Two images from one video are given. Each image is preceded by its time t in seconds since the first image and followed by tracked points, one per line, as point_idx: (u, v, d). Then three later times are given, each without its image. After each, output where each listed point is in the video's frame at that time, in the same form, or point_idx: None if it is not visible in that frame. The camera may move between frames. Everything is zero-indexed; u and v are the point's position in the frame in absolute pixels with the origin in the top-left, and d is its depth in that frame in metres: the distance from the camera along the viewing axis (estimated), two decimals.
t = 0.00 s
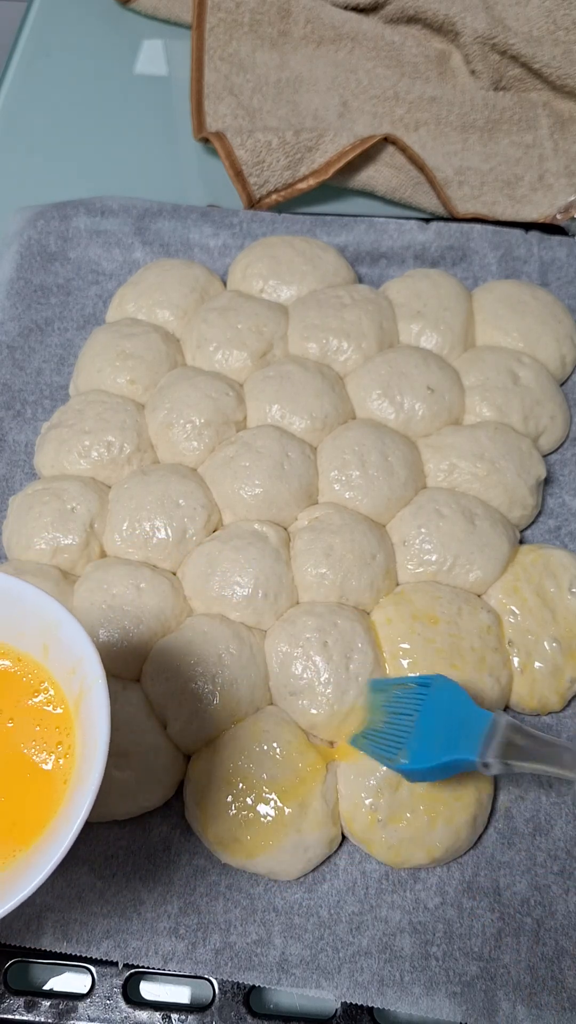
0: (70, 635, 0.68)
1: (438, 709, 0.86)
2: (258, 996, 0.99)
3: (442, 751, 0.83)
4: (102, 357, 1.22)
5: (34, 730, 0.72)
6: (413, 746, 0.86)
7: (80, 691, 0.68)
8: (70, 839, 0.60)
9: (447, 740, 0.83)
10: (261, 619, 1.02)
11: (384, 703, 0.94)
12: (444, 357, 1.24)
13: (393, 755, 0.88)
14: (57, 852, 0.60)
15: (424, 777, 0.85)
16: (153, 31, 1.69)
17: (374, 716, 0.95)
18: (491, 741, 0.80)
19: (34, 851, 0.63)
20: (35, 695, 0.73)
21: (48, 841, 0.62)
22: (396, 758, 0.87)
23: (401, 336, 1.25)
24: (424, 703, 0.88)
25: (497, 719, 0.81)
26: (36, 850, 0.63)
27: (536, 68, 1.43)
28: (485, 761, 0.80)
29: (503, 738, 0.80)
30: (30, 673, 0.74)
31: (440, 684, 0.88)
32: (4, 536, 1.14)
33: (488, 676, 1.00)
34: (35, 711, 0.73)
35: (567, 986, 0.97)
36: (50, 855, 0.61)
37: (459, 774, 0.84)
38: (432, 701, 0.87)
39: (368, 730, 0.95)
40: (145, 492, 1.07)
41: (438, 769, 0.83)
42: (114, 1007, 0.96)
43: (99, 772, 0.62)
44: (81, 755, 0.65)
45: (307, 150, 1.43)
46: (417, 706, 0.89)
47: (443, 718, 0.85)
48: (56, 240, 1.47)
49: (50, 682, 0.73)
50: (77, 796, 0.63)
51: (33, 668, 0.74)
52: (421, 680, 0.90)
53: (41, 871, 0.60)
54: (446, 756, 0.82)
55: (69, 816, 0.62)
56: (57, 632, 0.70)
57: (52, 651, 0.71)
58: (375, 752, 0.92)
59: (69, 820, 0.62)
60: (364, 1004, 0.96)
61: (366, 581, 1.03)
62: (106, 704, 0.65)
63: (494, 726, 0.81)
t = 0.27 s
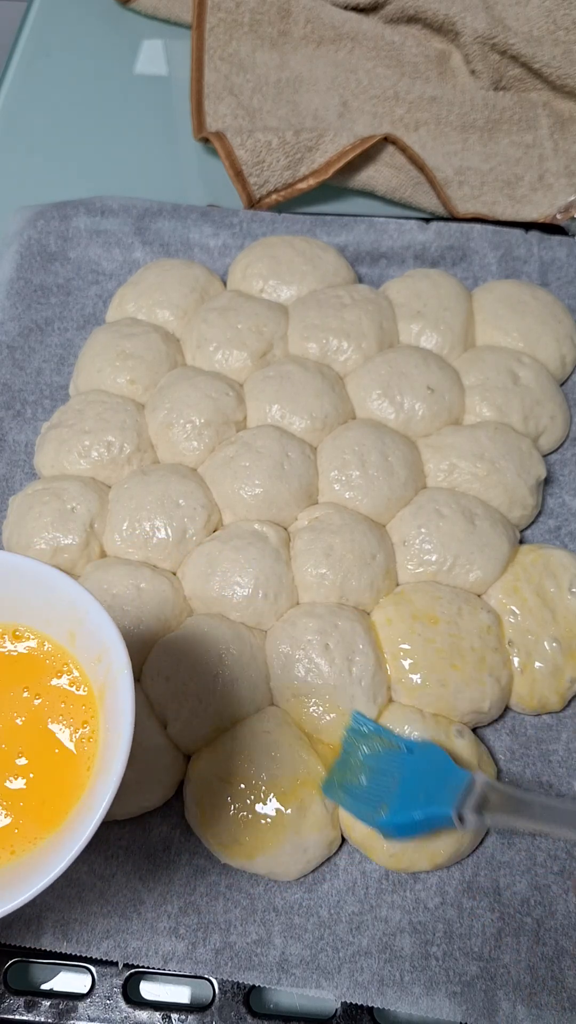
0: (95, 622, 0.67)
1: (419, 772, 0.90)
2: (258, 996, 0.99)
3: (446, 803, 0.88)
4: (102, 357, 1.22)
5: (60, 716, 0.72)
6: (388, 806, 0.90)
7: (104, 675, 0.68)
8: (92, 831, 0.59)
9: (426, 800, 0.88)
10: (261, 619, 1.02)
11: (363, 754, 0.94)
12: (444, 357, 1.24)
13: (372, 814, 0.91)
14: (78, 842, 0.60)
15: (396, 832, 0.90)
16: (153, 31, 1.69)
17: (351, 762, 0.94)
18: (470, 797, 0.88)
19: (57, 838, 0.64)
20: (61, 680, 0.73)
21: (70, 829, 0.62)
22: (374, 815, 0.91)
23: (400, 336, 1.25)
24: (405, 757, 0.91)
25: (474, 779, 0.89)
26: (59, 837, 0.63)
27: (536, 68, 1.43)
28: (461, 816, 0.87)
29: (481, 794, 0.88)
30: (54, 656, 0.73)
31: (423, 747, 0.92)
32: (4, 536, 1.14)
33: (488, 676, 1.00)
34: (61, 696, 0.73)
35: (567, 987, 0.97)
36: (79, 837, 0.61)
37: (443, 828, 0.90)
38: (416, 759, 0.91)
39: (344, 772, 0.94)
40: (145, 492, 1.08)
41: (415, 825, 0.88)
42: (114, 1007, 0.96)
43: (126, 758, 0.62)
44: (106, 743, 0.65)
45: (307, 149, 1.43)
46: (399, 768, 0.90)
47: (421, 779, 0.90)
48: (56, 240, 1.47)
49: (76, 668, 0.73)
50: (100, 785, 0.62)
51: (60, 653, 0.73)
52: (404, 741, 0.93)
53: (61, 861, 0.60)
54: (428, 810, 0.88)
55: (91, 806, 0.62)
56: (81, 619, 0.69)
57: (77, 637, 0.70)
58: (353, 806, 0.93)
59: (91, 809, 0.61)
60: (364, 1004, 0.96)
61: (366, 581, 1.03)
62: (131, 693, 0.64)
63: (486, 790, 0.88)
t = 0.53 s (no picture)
0: (99, 613, 0.67)
1: (428, 664, 0.82)
2: (258, 996, 0.99)
3: (433, 702, 0.80)
4: (102, 357, 1.22)
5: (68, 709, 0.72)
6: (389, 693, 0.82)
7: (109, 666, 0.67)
8: (94, 819, 0.59)
9: (427, 698, 0.80)
10: (261, 619, 1.02)
11: (366, 649, 0.91)
12: (444, 357, 1.24)
13: (370, 703, 0.82)
14: (80, 831, 0.59)
15: (400, 727, 0.81)
16: (153, 31, 1.69)
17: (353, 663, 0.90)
18: (473, 706, 0.78)
19: (61, 828, 0.63)
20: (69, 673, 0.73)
21: (74, 819, 0.62)
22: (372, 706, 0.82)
23: (400, 336, 1.25)
24: (410, 653, 0.84)
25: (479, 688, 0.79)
26: (64, 826, 0.63)
27: (536, 68, 1.43)
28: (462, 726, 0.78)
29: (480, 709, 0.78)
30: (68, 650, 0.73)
31: (430, 646, 0.83)
32: (4, 535, 1.14)
33: (488, 676, 1.00)
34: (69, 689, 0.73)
35: (567, 987, 0.97)
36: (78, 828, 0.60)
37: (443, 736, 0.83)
38: (422, 655, 0.83)
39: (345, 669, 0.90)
40: (145, 492, 1.07)
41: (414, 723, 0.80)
42: (114, 1007, 0.96)
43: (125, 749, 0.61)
44: (112, 734, 0.65)
45: (307, 149, 1.43)
46: (396, 664, 0.84)
47: (426, 671, 0.82)
48: (56, 240, 1.47)
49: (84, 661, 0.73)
50: (104, 775, 0.62)
51: (69, 646, 0.73)
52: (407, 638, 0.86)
53: (63, 850, 0.59)
54: (427, 712, 0.79)
55: (95, 795, 0.61)
56: (86, 611, 0.68)
57: (83, 629, 0.70)
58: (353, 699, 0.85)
59: (95, 798, 0.61)
60: (364, 1004, 0.96)
61: (366, 581, 1.03)
62: (135, 684, 0.64)
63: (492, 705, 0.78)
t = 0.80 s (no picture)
0: (119, 616, 0.68)
1: (459, 785, 0.93)
2: (258, 996, 0.99)
3: (477, 814, 0.90)
4: (102, 357, 1.22)
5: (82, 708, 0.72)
6: (433, 818, 0.93)
7: (128, 670, 0.68)
8: (117, 816, 0.60)
9: (475, 810, 0.90)
10: (261, 619, 1.02)
11: (402, 764, 0.96)
12: (444, 357, 1.24)
13: (418, 823, 0.93)
14: (102, 829, 0.60)
15: (443, 846, 0.92)
16: (153, 31, 1.69)
17: (391, 775, 0.96)
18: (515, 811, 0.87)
19: (81, 826, 0.64)
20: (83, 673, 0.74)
21: (93, 817, 0.63)
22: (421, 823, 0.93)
23: (401, 336, 1.25)
24: (447, 765, 0.95)
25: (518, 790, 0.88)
26: (83, 825, 0.64)
27: (536, 68, 1.43)
28: (506, 831, 0.85)
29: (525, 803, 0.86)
30: (83, 652, 0.74)
31: (466, 756, 0.96)
32: (4, 536, 1.14)
33: (488, 676, 1.00)
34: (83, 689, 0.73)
35: (567, 986, 0.97)
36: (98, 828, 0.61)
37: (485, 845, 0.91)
38: (459, 769, 0.95)
39: (387, 795, 0.96)
40: (145, 493, 1.07)
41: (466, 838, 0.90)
42: (114, 1007, 0.96)
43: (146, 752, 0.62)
44: (130, 734, 0.66)
45: (307, 149, 1.43)
46: (425, 776, 0.95)
47: (464, 789, 0.93)
48: (56, 240, 1.47)
49: (98, 662, 0.73)
50: (123, 774, 0.63)
51: (83, 646, 0.74)
52: (446, 754, 0.96)
53: (85, 847, 0.60)
54: (474, 825, 0.89)
55: (115, 793, 0.62)
56: (106, 614, 0.69)
57: (102, 631, 0.71)
58: (400, 823, 0.94)
59: (115, 796, 0.62)
60: (364, 1004, 0.96)
61: (366, 581, 1.03)
62: (154, 686, 0.65)
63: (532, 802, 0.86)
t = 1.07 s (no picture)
0: (188, 628, 0.68)
1: (462, 581, 0.79)
2: (258, 996, 0.99)
3: (502, 647, 0.74)
4: (102, 357, 1.22)
5: (144, 716, 0.72)
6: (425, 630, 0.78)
7: (196, 684, 0.68)
8: (185, 830, 0.60)
9: (472, 635, 0.76)
10: (261, 619, 1.01)
11: (374, 570, 0.89)
12: (444, 357, 1.24)
13: (405, 645, 0.79)
14: (174, 839, 0.60)
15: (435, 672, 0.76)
16: (153, 31, 1.69)
17: (370, 588, 0.87)
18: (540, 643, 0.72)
19: (147, 835, 0.64)
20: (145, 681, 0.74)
21: (162, 827, 0.63)
22: (407, 647, 0.79)
23: (401, 336, 1.25)
24: (447, 578, 0.80)
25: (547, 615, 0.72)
26: (148, 835, 0.64)
27: (537, 68, 1.43)
28: (529, 668, 0.71)
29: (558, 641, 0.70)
30: (144, 663, 0.74)
31: (469, 558, 0.81)
32: (4, 535, 1.14)
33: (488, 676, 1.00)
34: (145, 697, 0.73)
35: (567, 987, 0.97)
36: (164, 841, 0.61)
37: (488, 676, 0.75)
38: (459, 577, 0.80)
39: (359, 608, 0.86)
40: (145, 493, 1.07)
41: (465, 664, 0.74)
42: (114, 1007, 0.96)
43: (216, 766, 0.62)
44: (200, 746, 0.66)
45: (307, 150, 1.43)
46: (436, 577, 0.81)
47: (472, 588, 0.79)
48: (56, 240, 1.47)
49: (162, 671, 0.73)
50: (195, 786, 0.63)
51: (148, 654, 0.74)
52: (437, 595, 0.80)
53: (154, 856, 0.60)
54: (476, 648, 0.75)
55: (186, 804, 0.62)
56: (176, 624, 0.70)
57: (169, 641, 0.71)
58: (372, 637, 0.82)
59: (187, 808, 0.62)
60: (364, 1004, 0.96)
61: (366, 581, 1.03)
62: (226, 700, 0.65)
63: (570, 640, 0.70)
